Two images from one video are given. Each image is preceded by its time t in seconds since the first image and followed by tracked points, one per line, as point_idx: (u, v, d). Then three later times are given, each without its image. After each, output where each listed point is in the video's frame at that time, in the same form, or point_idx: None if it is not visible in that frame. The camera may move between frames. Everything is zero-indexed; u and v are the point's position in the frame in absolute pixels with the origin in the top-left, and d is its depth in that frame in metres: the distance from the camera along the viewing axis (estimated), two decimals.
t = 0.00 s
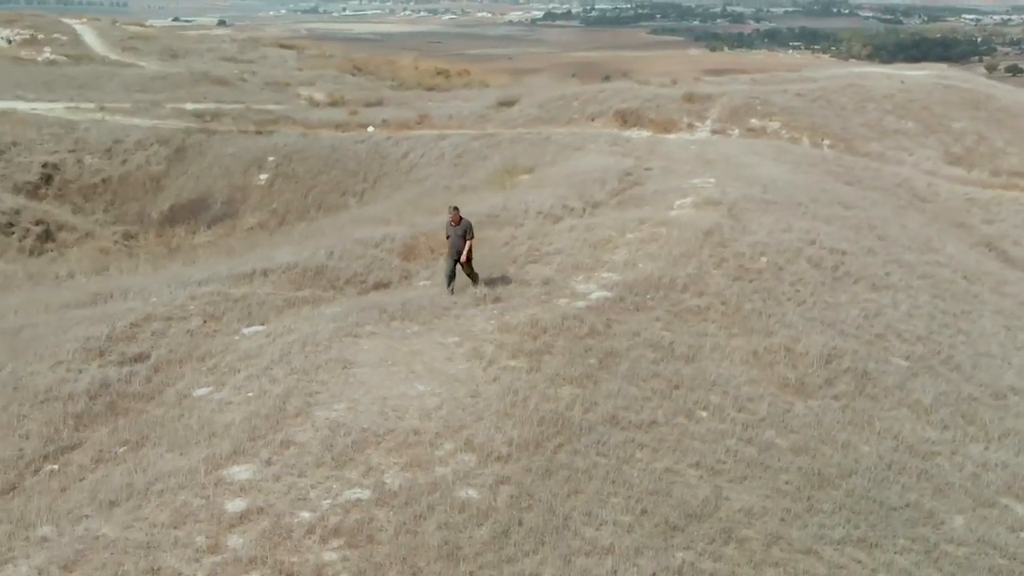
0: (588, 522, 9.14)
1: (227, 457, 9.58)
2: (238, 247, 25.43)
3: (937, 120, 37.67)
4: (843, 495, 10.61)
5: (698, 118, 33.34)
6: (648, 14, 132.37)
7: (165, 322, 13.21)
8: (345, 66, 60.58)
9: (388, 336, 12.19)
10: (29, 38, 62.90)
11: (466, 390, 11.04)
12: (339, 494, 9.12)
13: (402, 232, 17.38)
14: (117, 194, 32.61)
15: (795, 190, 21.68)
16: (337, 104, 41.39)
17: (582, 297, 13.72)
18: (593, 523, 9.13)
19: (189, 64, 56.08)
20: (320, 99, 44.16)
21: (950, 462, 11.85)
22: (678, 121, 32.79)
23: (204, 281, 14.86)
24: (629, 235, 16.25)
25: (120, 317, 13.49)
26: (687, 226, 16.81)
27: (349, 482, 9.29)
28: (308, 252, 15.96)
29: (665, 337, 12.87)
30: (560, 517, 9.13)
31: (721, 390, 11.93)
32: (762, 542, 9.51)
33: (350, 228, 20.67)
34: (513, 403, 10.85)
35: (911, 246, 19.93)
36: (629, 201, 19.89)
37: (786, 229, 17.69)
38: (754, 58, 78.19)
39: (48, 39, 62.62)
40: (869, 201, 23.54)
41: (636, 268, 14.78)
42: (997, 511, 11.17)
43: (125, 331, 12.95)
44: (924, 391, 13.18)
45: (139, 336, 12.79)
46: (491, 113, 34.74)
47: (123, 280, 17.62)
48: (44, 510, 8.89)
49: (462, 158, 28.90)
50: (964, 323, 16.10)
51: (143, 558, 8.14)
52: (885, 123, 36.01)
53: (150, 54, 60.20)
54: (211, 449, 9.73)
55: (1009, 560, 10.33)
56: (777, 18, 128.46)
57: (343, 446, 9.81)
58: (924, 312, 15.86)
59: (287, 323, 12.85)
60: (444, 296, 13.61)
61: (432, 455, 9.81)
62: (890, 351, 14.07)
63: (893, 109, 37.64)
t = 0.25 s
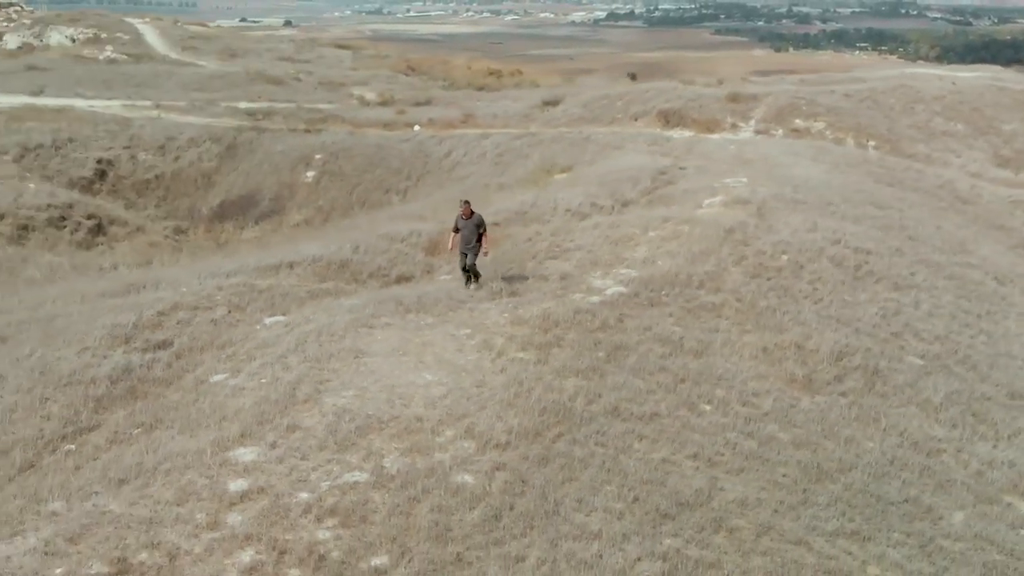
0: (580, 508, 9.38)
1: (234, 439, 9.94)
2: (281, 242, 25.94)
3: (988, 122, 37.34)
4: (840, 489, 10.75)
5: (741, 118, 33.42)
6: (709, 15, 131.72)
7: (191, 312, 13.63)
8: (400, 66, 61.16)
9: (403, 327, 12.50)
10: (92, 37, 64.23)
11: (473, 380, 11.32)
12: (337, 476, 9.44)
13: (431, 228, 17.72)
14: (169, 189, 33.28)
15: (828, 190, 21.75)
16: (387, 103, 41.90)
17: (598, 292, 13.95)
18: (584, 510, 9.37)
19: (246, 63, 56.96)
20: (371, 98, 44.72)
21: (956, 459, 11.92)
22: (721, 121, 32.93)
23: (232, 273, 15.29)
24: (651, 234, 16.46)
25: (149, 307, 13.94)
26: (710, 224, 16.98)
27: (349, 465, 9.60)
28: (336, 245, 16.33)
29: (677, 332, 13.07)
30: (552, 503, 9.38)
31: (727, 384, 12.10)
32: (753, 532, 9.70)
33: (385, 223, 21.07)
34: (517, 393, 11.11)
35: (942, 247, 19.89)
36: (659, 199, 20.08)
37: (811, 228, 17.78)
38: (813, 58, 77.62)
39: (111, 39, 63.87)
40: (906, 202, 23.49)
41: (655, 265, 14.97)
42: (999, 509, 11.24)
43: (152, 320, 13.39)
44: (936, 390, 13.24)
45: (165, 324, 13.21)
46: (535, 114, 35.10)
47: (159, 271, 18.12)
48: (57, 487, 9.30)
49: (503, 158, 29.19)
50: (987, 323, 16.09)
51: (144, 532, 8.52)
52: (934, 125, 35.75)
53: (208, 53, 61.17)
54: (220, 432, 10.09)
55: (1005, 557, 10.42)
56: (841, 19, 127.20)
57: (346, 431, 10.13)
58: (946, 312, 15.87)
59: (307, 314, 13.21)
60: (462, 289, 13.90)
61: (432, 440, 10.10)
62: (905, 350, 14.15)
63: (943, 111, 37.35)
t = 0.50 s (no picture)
0: (572, 494, 9.63)
1: (242, 423, 10.30)
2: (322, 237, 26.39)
3: None
4: (838, 483, 10.90)
5: (785, 118, 33.39)
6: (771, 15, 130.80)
7: (216, 301, 14.04)
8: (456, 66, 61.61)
9: (417, 318, 12.81)
10: (152, 37, 65.34)
11: (480, 370, 11.60)
12: (338, 460, 9.76)
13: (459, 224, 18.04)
14: (219, 186, 33.80)
15: (862, 190, 21.75)
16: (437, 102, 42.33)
17: (613, 288, 14.18)
18: (577, 496, 9.62)
19: (301, 63, 57.67)
20: (421, 97, 45.18)
21: (961, 457, 12.01)
22: (765, 121, 32.95)
23: (260, 265, 15.69)
24: (673, 232, 16.66)
25: (177, 297, 14.37)
26: (734, 224, 17.12)
27: (351, 450, 9.92)
28: (363, 239, 16.70)
29: (688, 328, 13.26)
30: (546, 489, 9.64)
31: (733, 379, 12.27)
32: (745, 522, 9.89)
33: (420, 220, 21.42)
34: (522, 383, 11.36)
35: (974, 247, 19.82)
36: (690, 199, 20.23)
37: (837, 228, 17.86)
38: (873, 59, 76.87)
39: (170, 38, 64.94)
40: (943, 202, 23.41)
41: (673, 262, 15.15)
42: (1000, 506, 11.31)
43: (178, 309, 13.81)
44: (948, 389, 13.30)
45: (189, 313, 13.63)
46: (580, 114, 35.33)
47: (194, 263, 18.58)
48: (71, 465, 9.72)
49: (544, 156, 29.45)
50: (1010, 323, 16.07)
51: (148, 509, 8.91)
52: (983, 126, 35.42)
53: (265, 53, 62.02)
54: (230, 415, 10.46)
55: (1001, 553, 10.52)
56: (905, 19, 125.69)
57: (351, 417, 10.45)
58: (968, 312, 15.88)
59: (327, 304, 13.56)
60: (480, 283, 14.18)
61: (434, 427, 10.40)
62: (920, 349, 14.21)
63: (994, 112, 37.00)
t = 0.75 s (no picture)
0: (566, 481, 9.88)
1: (252, 407, 10.66)
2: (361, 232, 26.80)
3: None
4: (837, 476, 11.04)
5: (830, 119, 33.28)
6: (834, 16, 129.57)
7: (242, 291, 14.45)
8: (510, 66, 61.90)
9: (432, 310, 13.12)
10: (212, 36, 66.32)
11: (489, 361, 11.88)
12: (341, 443, 10.09)
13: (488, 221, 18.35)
14: (268, 182, 33.96)
15: (896, 190, 21.72)
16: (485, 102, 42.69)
17: (629, 283, 14.40)
18: (571, 483, 9.86)
19: (356, 63, 58.28)
20: (471, 97, 45.55)
21: (967, 454, 12.08)
22: (810, 121, 32.89)
23: (288, 257, 16.09)
24: (695, 230, 16.83)
25: (205, 287, 14.81)
26: (758, 222, 17.26)
27: (354, 434, 10.24)
28: (390, 233, 17.05)
29: (699, 323, 13.45)
30: (541, 475, 9.89)
31: (740, 374, 12.43)
32: (737, 512, 10.08)
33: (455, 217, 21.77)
34: (528, 374, 11.62)
35: (1007, 247, 19.72)
36: (720, 198, 20.37)
37: (863, 228, 17.93)
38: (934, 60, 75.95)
39: (230, 38, 65.88)
40: (982, 203, 23.30)
41: (692, 260, 15.34)
42: (1002, 502, 11.38)
43: (204, 298, 14.23)
44: (960, 386, 13.36)
45: (214, 302, 14.05)
46: (624, 115, 35.53)
47: (231, 254, 19.04)
48: (86, 445, 10.14)
49: (585, 155, 29.67)
50: None
51: (154, 486, 9.30)
52: None
53: (322, 53, 62.75)
54: (241, 400, 10.83)
55: (996, 548, 10.60)
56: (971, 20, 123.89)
57: (359, 403, 10.78)
58: (990, 311, 15.87)
59: (347, 295, 13.92)
60: (498, 277, 14.47)
61: (436, 414, 10.69)
62: (935, 347, 14.27)
63: None
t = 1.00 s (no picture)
0: (563, 469, 10.13)
1: (264, 393, 11.02)
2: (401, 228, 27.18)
3: None
4: (837, 471, 11.17)
5: (876, 120, 33.10)
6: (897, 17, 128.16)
7: (268, 282, 14.86)
8: (563, 67, 62.10)
9: (447, 303, 13.42)
10: (270, 36, 67.19)
11: (498, 353, 12.15)
12: (346, 429, 10.41)
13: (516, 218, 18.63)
14: (315, 180, 34.26)
15: (931, 191, 21.67)
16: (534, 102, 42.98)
17: (645, 280, 14.61)
18: (567, 471, 10.11)
19: (409, 63, 58.81)
20: (519, 97, 45.85)
21: (973, 452, 12.14)
22: (855, 122, 32.75)
23: (317, 251, 16.49)
24: (718, 228, 16.99)
25: (233, 279, 15.24)
26: (782, 222, 17.37)
27: (359, 420, 10.56)
28: (418, 229, 17.39)
29: (711, 320, 13.63)
30: (538, 463, 10.15)
31: (748, 370, 12.60)
32: (732, 503, 10.26)
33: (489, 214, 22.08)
34: (536, 366, 11.88)
35: None
36: (750, 198, 20.48)
37: (889, 228, 17.97)
38: (996, 61, 74.96)
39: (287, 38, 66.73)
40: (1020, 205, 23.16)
41: (711, 258, 15.51)
42: (1004, 499, 11.44)
43: (231, 288, 14.66)
44: (972, 384, 13.41)
45: (240, 292, 14.45)
46: (668, 116, 35.65)
47: (267, 248, 19.49)
48: (103, 427, 10.57)
49: (625, 155, 29.84)
50: None
51: (162, 466, 9.68)
52: None
53: (376, 53, 63.39)
54: (254, 386, 11.20)
55: (994, 545, 10.68)
56: None
57: (367, 391, 11.11)
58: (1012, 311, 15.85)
59: (368, 287, 14.26)
60: (517, 272, 14.74)
61: (441, 402, 10.98)
62: (951, 346, 14.32)
63: None
